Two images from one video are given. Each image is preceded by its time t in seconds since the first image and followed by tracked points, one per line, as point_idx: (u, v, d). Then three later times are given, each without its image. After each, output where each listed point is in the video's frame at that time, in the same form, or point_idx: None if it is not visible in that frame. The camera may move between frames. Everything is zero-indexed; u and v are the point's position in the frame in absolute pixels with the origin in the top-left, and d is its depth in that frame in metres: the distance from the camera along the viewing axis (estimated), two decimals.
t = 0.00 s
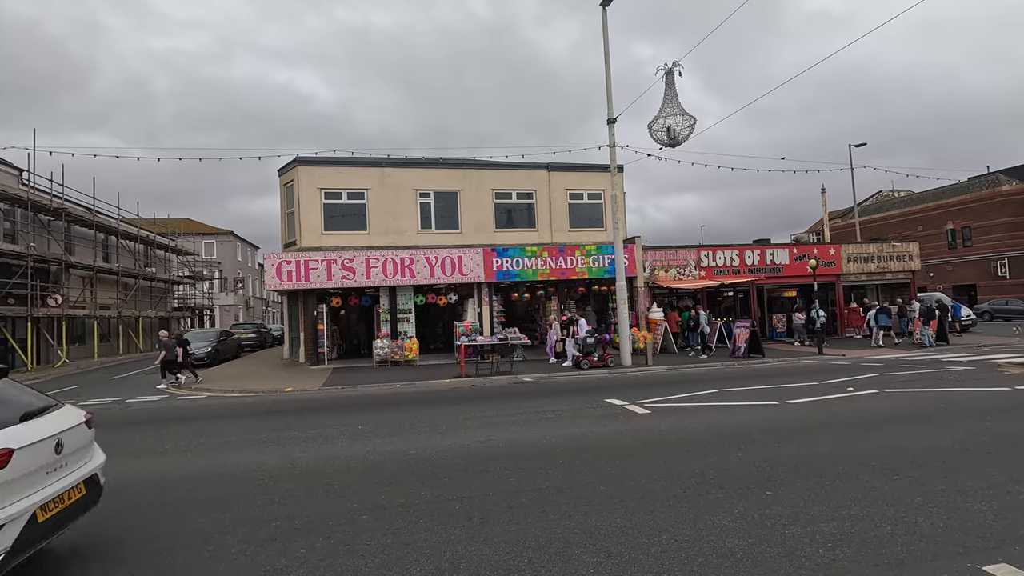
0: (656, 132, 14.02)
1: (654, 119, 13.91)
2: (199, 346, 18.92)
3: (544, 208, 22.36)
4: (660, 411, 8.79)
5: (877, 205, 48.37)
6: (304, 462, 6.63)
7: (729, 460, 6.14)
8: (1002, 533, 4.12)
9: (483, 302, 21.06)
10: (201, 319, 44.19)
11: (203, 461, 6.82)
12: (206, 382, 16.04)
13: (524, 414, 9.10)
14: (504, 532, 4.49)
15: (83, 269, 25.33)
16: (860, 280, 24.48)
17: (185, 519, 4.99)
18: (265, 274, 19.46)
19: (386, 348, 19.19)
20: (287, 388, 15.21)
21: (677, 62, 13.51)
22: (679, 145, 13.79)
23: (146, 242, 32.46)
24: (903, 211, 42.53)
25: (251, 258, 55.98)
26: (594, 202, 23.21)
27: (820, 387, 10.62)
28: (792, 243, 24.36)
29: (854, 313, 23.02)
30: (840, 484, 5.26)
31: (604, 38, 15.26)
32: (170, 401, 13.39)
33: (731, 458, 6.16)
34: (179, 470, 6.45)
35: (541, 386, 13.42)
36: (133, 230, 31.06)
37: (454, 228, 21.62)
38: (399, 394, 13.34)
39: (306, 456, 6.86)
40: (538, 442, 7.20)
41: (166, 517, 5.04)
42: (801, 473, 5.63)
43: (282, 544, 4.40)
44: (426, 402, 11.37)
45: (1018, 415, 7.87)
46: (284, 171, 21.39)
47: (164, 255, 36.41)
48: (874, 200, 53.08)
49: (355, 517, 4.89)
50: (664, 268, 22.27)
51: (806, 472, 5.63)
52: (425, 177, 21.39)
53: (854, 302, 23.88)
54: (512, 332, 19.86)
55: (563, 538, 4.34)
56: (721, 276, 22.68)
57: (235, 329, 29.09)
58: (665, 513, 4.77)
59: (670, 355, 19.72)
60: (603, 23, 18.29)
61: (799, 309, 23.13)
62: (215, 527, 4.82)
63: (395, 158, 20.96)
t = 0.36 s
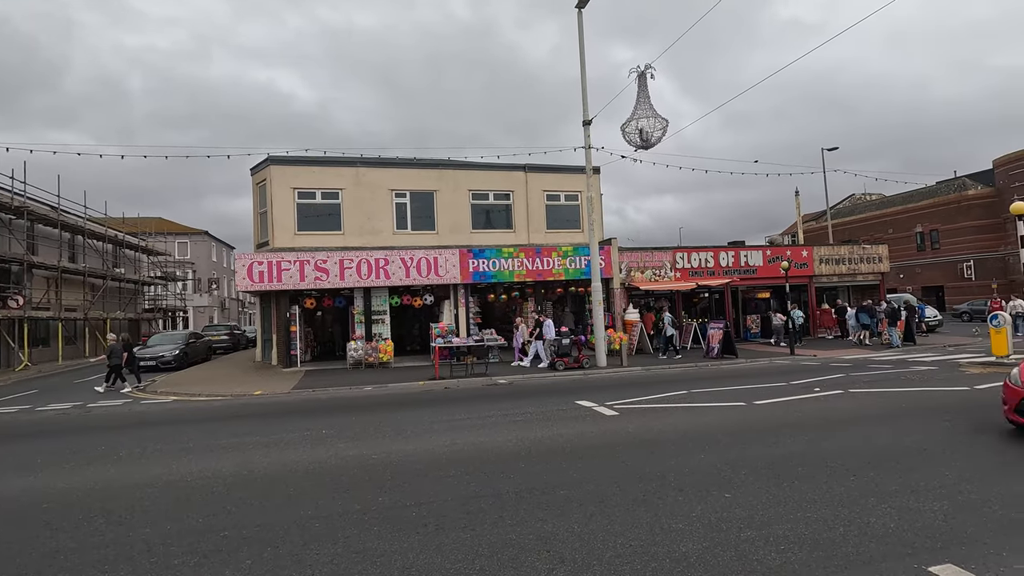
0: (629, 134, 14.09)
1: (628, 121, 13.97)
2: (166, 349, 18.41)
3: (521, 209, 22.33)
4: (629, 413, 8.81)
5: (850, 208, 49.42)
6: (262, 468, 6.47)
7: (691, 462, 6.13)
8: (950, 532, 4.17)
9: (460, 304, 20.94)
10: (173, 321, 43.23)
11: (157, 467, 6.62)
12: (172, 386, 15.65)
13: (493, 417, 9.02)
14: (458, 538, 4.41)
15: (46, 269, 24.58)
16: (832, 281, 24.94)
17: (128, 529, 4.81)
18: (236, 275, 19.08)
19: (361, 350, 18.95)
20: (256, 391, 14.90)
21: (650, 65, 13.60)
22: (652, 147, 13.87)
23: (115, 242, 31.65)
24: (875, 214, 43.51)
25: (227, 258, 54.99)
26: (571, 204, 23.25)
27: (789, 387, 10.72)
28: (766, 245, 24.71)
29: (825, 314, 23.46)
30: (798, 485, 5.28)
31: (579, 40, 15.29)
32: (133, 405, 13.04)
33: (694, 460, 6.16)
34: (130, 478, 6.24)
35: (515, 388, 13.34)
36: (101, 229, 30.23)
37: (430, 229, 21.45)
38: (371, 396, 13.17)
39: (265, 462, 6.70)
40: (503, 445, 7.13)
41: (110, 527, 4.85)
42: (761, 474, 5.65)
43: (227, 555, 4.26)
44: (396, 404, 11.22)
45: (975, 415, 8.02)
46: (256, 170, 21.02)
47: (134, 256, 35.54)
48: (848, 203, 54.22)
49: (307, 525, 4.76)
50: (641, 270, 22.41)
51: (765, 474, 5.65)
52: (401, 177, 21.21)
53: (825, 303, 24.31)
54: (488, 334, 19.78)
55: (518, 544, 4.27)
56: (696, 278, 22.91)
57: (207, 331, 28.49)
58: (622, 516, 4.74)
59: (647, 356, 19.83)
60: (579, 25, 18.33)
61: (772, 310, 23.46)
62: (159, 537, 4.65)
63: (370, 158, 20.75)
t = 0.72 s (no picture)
0: (604, 134, 14.07)
1: (603, 121, 13.96)
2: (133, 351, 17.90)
3: (500, 209, 22.24)
4: (599, 413, 8.77)
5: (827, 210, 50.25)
6: (218, 472, 6.28)
7: (656, 463, 6.08)
8: (904, 533, 4.19)
9: (437, 304, 20.79)
10: (147, 322, 42.31)
11: (108, 473, 6.39)
12: (137, 389, 15.22)
13: (462, 418, 8.91)
14: (412, 544, 4.29)
15: (10, 269, 23.85)
16: (807, 281, 25.28)
17: (68, 538, 4.60)
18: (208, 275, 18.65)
19: (336, 351, 18.67)
20: (226, 393, 14.58)
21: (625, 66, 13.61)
22: (627, 147, 13.87)
23: (85, 241, 30.87)
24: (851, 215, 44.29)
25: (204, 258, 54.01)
26: (550, 204, 23.22)
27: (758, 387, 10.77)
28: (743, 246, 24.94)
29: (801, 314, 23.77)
30: (760, 486, 5.26)
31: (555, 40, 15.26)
32: (96, 408, 12.66)
33: (657, 461, 6.12)
34: (78, 484, 6.00)
35: (489, 389, 13.23)
36: (70, 229, 29.52)
37: (408, 229, 21.26)
38: (343, 398, 12.97)
39: (222, 466, 6.51)
40: (469, 448, 7.02)
41: (49, 537, 4.64)
42: (723, 475, 5.61)
43: (168, 564, 4.09)
44: (365, 406, 11.00)
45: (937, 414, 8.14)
46: (229, 168, 20.63)
47: (105, 255, 34.71)
48: (825, 205, 55.12)
49: (256, 531, 4.61)
50: (619, 270, 22.47)
51: (728, 475, 5.63)
52: (378, 176, 20.99)
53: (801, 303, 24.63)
54: (466, 334, 19.63)
55: (472, 549, 4.18)
56: (674, 278, 23.04)
57: (180, 332, 27.89)
58: (581, 519, 4.66)
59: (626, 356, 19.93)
60: (557, 25, 18.32)
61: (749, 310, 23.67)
62: (99, 546, 4.46)
63: (346, 157, 20.49)
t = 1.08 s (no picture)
0: (586, 135, 13.99)
1: (585, 122, 13.88)
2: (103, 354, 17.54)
3: (484, 210, 22.12)
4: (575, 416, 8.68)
5: (812, 212, 50.67)
6: (179, 480, 6.09)
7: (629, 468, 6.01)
8: (871, 542, 4.14)
9: (420, 305, 20.61)
10: (127, 323, 41.62)
11: (62, 481, 6.18)
12: (110, 393, 14.86)
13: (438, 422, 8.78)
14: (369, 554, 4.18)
15: None
16: (790, 283, 25.44)
17: (7, 553, 4.40)
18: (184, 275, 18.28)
19: (317, 353, 18.42)
20: (200, 396, 14.29)
21: (606, 67, 13.55)
22: (608, 148, 13.81)
23: (61, 240, 30.26)
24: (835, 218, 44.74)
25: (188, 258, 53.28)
26: (534, 205, 23.14)
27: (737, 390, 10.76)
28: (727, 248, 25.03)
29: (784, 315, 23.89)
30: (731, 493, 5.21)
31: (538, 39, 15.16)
32: (64, 412, 12.33)
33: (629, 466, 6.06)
34: (31, 493, 5.78)
35: (470, 391, 13.10)
36: (46, 227, 28.95)
37: (391, 229, 21.07)
38: (321, 401, 12.77)
39: (184, 474, 6.33)
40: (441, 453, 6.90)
41: None
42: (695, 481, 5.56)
43: None
44: (340, 410, 10.82)
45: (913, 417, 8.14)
46: (208, 167, 20.32)
47: (83, 255, 34.10)
48: (810, 207, 55.64)
49: (209, 543, 4.46)
50: (603, 271, 22.44)
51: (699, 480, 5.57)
52: (361, 176, 20.79)
53: (784, 305, 24.78)
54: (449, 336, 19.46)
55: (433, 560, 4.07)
56: (658, 280, 23.07)
57: (159, 334, 27.42)
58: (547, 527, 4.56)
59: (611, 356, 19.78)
60: (541, 24, 18.25)
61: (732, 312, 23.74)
62: (41, 561, 4.27)
63: (328, 157, 20.27)
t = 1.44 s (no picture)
0: (569, 135, 13.96)
1: (568, 122, 13.85)
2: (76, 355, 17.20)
3: (471, 209, 22.04)
4: (553, 417, 8.63)
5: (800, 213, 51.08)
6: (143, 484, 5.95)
7: (601, 470, 5.96)
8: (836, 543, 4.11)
9: (406, 305, 20.49)
10: (111, 322, 41.06)
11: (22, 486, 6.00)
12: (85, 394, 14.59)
13: (414, 424, 8.68)
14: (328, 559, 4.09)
15: None
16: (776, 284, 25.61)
17: None
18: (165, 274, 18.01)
19: (300, 353, 18.23)
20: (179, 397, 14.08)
21: (590, 67, 13.53)
22: (592, 149, 13.79)
23: (42, 238, 29.76)
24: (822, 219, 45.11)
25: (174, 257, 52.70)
26: (521, 205, 23.08)
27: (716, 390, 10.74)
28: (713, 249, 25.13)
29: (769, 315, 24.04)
30: (698, 494, 5.19)
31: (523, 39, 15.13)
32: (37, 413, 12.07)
33: (599, 468, 6.02)
34: None
35: (453, 392, 13.01)
36: (26, 226, 28.48)
37: (376, 229, 20.92)
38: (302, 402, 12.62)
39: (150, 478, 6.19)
40: (414, 455, 6.81)
41: None
42: (664, 482, 5.53)
43: None
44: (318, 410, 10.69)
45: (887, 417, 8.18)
46: (190, 165, 20.06)
47: (65, 254, 33.59)
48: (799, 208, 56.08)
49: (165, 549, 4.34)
50: (590, 272, 22.43)
51: (668, 482, 5.53)
52: (346, 175, 20.63)
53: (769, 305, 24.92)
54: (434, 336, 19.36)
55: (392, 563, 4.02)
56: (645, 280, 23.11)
57: (142, 334, 27.04)
58: (512, 532, 4.49)
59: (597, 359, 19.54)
60: (527, 24, 18.23)
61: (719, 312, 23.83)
62: None
63: (313, 155, 20.09)
